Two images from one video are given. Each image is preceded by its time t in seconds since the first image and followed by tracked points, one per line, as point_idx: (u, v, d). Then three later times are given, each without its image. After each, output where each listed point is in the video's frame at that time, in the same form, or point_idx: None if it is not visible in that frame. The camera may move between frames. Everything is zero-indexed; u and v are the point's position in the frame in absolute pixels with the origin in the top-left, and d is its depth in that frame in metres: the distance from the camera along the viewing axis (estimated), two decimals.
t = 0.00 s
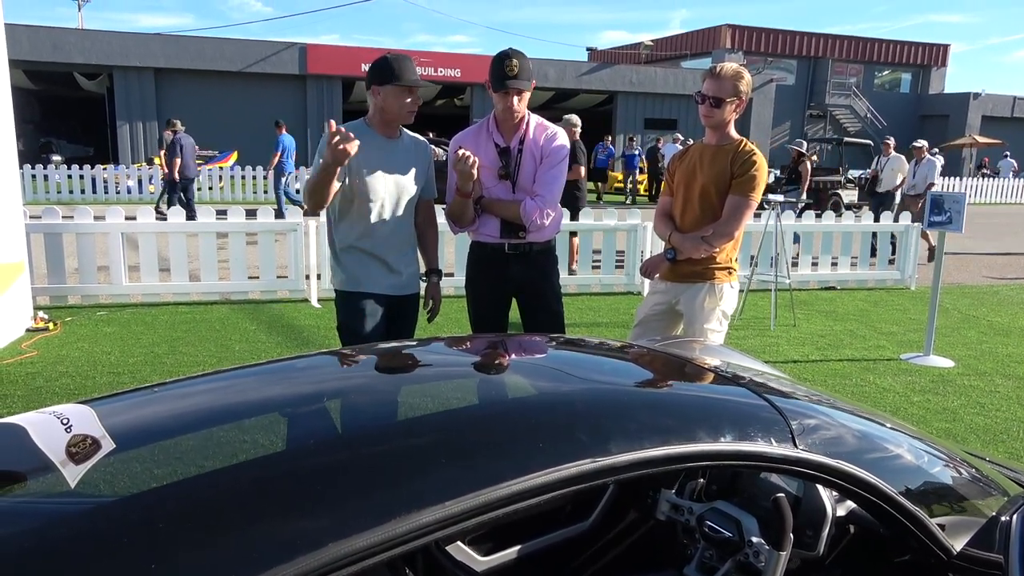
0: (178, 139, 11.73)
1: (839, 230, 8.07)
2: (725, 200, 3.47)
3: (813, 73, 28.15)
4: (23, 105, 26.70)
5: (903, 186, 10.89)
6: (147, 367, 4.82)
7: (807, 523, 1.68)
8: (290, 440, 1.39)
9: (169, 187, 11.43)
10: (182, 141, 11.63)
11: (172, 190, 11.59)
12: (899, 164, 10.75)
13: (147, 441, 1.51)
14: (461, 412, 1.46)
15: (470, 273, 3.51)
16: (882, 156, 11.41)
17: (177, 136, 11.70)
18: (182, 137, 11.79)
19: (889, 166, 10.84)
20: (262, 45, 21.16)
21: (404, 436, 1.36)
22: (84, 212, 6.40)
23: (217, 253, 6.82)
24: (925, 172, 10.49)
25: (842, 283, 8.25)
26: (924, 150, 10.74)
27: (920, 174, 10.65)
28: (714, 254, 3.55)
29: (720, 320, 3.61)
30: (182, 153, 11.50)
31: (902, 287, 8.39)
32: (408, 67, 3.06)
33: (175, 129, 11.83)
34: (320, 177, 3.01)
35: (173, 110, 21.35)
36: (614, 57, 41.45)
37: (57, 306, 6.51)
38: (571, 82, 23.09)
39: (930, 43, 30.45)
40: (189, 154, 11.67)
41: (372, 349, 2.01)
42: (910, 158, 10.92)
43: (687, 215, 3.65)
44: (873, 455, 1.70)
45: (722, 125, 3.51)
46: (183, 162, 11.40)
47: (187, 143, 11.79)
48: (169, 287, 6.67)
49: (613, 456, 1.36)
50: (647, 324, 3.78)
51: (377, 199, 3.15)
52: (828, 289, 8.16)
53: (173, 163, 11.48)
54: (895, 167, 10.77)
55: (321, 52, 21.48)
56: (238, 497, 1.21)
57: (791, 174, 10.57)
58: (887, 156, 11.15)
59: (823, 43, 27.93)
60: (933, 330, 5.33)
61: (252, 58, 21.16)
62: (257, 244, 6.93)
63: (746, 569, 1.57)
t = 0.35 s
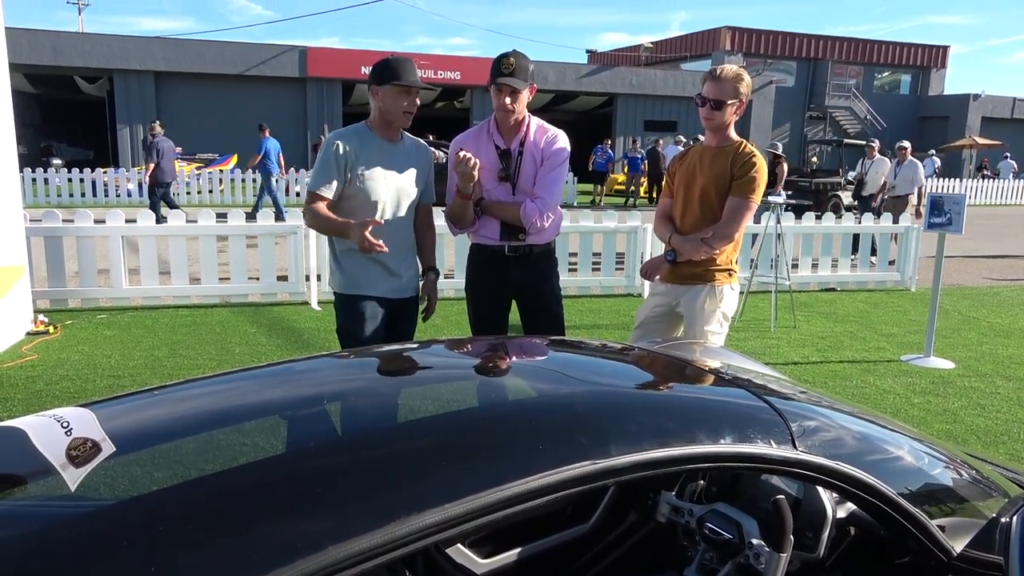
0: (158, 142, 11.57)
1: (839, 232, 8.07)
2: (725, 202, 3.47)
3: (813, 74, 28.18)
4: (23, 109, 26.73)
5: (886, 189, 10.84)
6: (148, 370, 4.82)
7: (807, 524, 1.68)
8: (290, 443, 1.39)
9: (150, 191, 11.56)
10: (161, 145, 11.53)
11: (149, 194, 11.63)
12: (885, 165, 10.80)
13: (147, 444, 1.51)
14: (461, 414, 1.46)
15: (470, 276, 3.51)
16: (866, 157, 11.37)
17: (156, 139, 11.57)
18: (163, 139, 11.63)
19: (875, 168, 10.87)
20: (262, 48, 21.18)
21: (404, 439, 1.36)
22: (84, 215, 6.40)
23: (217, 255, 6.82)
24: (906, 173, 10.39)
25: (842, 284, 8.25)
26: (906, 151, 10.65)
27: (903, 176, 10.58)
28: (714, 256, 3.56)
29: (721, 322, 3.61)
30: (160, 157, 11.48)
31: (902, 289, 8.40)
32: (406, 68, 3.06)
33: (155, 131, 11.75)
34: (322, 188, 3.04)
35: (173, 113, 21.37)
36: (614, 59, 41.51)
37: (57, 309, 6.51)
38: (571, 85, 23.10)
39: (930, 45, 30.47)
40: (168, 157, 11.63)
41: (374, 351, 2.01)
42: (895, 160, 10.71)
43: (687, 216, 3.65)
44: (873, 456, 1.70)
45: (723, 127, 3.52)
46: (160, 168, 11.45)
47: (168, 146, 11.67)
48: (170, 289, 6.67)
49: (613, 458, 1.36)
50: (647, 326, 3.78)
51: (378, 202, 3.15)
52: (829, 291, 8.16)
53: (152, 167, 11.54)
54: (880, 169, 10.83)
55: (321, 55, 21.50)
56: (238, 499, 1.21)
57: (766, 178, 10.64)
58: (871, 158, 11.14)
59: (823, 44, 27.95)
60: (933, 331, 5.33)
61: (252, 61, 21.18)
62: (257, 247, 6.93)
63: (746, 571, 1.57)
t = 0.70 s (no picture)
0: (141, 144, 11.63)
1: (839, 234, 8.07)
2: (726, 204, 3.47)
3: (812, 77, 28.19)
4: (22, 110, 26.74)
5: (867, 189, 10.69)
6: (147, 372, 4.82)
7: (806, 527, 1.68)
8: (289, 445, 1.39)
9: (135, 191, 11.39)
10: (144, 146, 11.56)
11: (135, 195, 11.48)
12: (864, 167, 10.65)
13: (146, 446, 1.51)
14: (461, 416, 1.47)
15: (470, 278, 3.51)
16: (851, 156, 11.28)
17: (139, 141, 11.63)
18: (145, 141, 11.72)
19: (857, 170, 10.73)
20: (262, 50, 21.19)
21: (403, 441, 1.36)
22: (84, 217, 6.41)
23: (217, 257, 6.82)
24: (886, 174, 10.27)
25: (842, 286, 8.25)
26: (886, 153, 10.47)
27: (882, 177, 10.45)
28: (715, 258, 3.55)
29: (721, 324, 3.60)
30: (143, 158, 11.45)
31: (902, 291, 8.39)
32: (400, 69, 3.06)
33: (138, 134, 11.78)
34: (322, 192, 3.06)
35: (173, 115, 21.38)
36: (614, 62, 41.56)
37: (57, 311, 6.51)
38: (571, 87, 23.10)
39: (930, 47, 30.48)
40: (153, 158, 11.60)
41: (374, 353, 2.01)
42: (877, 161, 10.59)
43: (687, 218, 3.65)
44: (873, 459, 1.70)
45: (723, 130, 3.52)
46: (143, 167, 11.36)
47: (151, 148, 11.70)
48: (169, 291, 6.67)
49: (612, 460, 1.36)
50: (647, 328, 3.77)
51: (379, 205, 3.16)
52: (828, 293, 8.16)
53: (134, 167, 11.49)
54: (862, 170, 10.72)
55: (321, 57, 21.52)
56: (237, 501, 1.21)
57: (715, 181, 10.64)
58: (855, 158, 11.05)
59: (823, 47, 27.96)
60: (933, 334, 5.33)
61: (252, 63, 21.20)
62: (257, 249, 6.93)
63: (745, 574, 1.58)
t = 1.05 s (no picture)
0: (125, 145, 11.56)
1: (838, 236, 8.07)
2: (726, 205, 3.47)
3: (812, 78, 28.21)
4: (21, 113, 26.73)
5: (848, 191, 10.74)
6: (147, 374, 4.82)
7: (806, 529, 1.68)
8: (289, 448, 1.39)
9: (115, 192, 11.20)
10: (128, 147, 11.51)
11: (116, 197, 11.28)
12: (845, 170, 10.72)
13: (146, 448, 1.51)
14: (460, 418, 1.46)
15: (470, 280, 3.51)
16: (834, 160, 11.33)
17: (122, 142, 11.54)
18: (129, 143, 11.62)
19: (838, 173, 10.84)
20: (262, 52, 21.20)
21: (402, 443, 1.36)
22: (84, 220, 6.40)
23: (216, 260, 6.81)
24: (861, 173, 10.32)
25: (842, 288, 8.25)
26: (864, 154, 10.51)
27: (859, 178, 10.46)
28: (715, 260, 3.55)
29: (721, 326, 3.60)
30: (127, 159, 11.36)
31: (901, 292, 8.39)
32: (397, 73, 3.05)
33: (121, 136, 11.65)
34: (321, 187, 3.09)
35: (173, 118, 21.38)
36: (614, 64, 41.59)
37: (56, 314, 6.50)
38: (570, 89, 23.08)
39: (929, 49, 30.49)
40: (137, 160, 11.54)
41: (374, 355, 2.01)
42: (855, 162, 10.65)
43: (686, 220, 3.65)
44: (873, 461, 1.69)
45: (724, 132, 3.52)
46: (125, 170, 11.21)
47: (136, 151, 11.64)
48: (168, 294, 6.66)
49: (612, 463, 1.36)
50: (648, 330, 3.76)
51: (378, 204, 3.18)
52: (828, 295, 8.16)
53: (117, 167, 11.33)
54: (843, 172, 10.79)
55: (321, 60, 21.53)
56: (236, 504, 1.21)
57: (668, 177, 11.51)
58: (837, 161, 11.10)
59: (823, 48, 27.97)
60: (933, 335, 5.33)
61: (251, 66, 21.21)
62: (256, 251, 6.93)
63: None
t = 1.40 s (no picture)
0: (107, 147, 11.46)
1: (838, 237, 8.06)
2: (726, 208, 3.47)
3: (812, 80, 28.20)
4: (21, 114, 26.72)
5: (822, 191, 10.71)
6: (147, 376, 4.82)
7: (807, 531, 1.67)
8: (289, 449, 1.39)
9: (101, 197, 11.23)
10: (111, 150, 11.41)
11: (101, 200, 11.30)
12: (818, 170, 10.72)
13: (146, 450, 1.51)
14: (460, 420, 1.46)
15: (470, 282, 3.51)
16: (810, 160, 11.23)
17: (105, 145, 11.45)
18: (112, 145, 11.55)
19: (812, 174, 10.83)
20: (262, 54, 21.20)
21: (401, 445, 1.36)
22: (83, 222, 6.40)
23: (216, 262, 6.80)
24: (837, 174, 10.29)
25: (842, 290, 8.25)
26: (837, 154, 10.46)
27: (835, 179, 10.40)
28: (716, 262, 3.55)
29: (722, 327, 3.60)
30: (110, 162, 11.31)
31: (902, 294, 8.38)
32: (400, 70, 3.05)
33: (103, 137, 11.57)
34: (320, 192, 3.07)
35: (172, 119, 21.38)
36: (614, 65, 41.61)
37: (55, 315, 6.50)
38: (569, 91, 23.04)
39: (929, 50, 30.47)
40: (120, 162, 11.50)
41: (373, 356, 2.01)
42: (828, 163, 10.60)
43: (687, 222, 3.65)
44: (873, 463, 1.69)
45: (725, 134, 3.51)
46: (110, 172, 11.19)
47: (118, 152, 11.58)
48: (168, 295, 6.66)
49: (612, 465, 1.36)
50: (648, 331, 3.77)
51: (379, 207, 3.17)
52: (828, 296, 8.16)
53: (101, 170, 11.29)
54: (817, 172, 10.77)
55: (321, 61, 21.53)
56: (236, 506, 1.20)
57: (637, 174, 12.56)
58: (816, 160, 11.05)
59: (823, 50, 27.95)
60: (933, 337, 5.33)
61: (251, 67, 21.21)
62: (256, 253, 6.92)
63: None
